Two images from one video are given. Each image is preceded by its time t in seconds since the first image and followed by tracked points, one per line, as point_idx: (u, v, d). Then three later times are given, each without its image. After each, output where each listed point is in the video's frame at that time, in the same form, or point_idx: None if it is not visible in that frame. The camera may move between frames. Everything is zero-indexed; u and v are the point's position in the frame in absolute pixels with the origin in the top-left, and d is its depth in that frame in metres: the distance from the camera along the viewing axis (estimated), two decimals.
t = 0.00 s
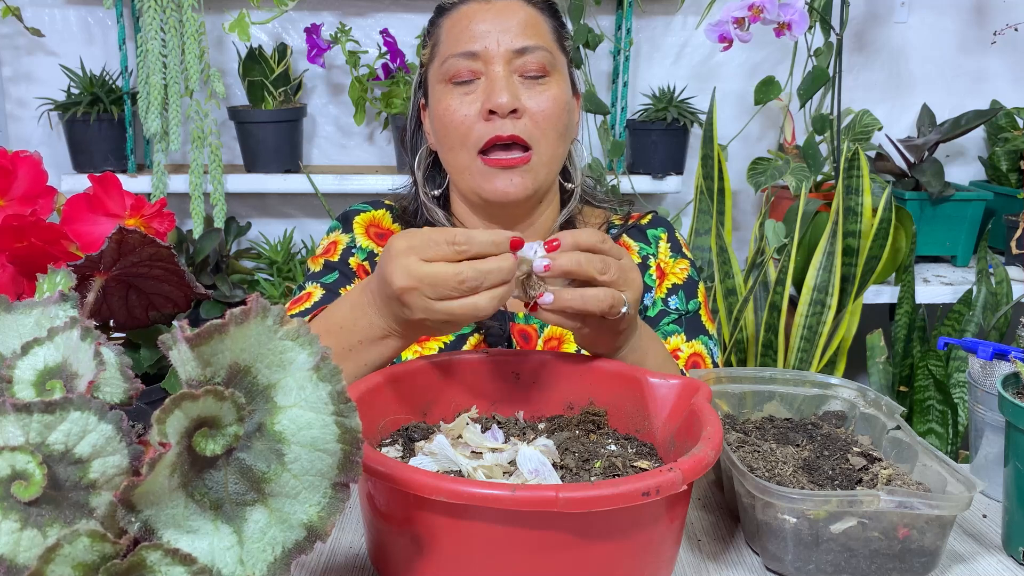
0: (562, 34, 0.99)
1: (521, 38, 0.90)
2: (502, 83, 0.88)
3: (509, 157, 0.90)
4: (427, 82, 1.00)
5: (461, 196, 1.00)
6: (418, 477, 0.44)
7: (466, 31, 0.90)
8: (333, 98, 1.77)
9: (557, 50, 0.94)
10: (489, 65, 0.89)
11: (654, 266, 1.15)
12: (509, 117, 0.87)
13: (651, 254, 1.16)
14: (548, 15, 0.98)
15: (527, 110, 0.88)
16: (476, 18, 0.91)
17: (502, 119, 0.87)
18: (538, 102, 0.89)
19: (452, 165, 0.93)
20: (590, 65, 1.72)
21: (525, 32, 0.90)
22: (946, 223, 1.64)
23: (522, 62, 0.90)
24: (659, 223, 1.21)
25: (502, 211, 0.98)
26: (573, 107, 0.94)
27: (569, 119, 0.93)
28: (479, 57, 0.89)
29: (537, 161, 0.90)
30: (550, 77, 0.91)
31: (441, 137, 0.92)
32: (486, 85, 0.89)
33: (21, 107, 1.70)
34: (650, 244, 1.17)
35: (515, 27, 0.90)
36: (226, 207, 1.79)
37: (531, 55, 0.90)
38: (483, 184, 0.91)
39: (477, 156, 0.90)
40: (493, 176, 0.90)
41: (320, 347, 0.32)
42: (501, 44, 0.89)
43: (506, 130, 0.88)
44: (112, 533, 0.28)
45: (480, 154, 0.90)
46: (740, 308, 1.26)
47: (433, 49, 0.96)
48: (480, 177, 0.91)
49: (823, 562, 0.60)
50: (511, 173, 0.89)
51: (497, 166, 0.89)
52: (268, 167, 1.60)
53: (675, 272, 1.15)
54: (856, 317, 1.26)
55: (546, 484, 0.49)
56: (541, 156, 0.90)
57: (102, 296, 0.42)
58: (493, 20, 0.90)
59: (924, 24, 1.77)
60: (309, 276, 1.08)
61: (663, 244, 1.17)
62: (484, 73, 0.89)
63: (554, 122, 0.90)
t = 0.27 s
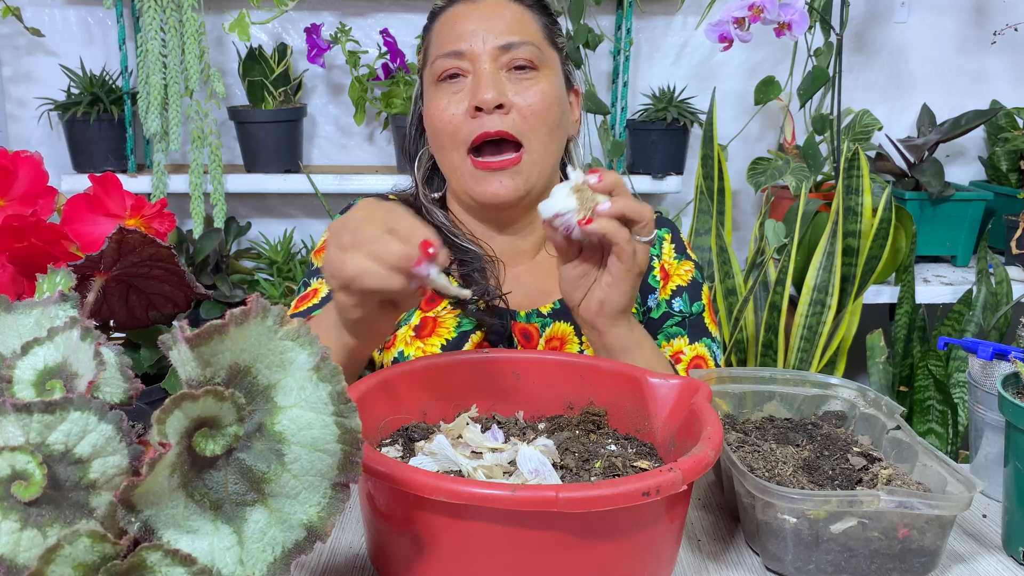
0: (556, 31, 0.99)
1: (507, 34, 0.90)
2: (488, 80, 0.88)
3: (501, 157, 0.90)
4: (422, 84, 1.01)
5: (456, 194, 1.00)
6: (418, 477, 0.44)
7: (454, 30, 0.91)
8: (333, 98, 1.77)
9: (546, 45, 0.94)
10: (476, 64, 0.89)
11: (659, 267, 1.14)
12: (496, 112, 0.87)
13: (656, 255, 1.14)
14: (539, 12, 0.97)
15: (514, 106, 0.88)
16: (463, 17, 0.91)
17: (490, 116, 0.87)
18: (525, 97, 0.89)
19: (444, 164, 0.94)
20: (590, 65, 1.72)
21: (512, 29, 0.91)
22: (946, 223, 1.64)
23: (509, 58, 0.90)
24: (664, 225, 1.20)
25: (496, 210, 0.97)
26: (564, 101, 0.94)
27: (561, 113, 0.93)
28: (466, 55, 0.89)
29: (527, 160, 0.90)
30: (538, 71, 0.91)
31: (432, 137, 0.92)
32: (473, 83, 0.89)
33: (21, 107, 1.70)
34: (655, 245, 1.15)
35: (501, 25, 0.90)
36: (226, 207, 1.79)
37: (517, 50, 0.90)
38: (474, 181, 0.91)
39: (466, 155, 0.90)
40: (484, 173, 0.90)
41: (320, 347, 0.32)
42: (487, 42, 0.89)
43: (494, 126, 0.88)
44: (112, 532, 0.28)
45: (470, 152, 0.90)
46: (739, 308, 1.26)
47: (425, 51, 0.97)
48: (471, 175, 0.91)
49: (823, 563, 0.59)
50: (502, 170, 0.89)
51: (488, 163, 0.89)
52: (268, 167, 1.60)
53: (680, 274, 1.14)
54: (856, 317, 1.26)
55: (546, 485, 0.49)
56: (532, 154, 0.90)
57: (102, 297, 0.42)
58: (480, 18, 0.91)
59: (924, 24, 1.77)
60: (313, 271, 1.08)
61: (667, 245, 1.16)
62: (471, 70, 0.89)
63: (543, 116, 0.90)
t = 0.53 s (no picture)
0: (556, 34, 0.99)
1: (510, 49, 0.89)
2: (494, 98, 0.88)
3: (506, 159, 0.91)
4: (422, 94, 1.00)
5: (460, 203, 1.01)
6: (418, 477, 0.44)
7: (456, 44, 0.90)
8: (333, 98, 1.77)
9: (548, 56, 0.94)
10: (481, 80, 0.89)
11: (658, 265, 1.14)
12: (504, 132, 0.87)
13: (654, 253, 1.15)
14: (540, 17, 0.97)
15: (521, 123, 0.88)
16: (465, 31, 0.90)
17: (497, 135, 0.87)
18: (531, 114, 0.89)
19: (450, 177, 0.94)
20: (590, 65, 1.72)
21: (515, 42, 0.90)
22: (946, 223, 1.64)
23: (513, 74, 0.89)
24: (662, 223, 1.20)
25: (502, 215, 0.99)
26: (567, 112, 0.94)
27: (564, 125, 0.93)
28: (470, 72, 0.89)
29: (534, 169, 0.91)
30: (542, 84, 0.91)
31: (438, 151, 0.92)
32: (479, 100, 0.89)
33: (22, 107, 1.70)
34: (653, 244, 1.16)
35: (504, 39, 0.89)
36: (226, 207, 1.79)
37: (522, 66, 0.89)
38: (481, 194, 0.91)
39: (473, 169, 0.90)
40: (490, 186, 0.90)
41: (320, 347, 0.32)
42: (491, 58, 0.88)
43: (501, 145, 0.88)
44: (112, 533, 0.28)
45: (476, 166, 0.90)
46: (740, 308, 1.26)
47: (425, 62, 0.96)
48: (478, 190, 0.91)
49: (823, 563, 0.59)
50: (509, 176, 0.90)
51: (494, 175, 0.90)
52: (268, 167, 1.60)
53: (678, 272, 1.14)
54: (856, 317, 1.26)
55: (546, 484, 0.49)
56: (538, 164, 0.91)
57: (103, 297, 0.42)
58: (482, 32, 0.90)
59: (924, 24, 1.77)
60: (314, 273, 1.08)
61: (666, 243, 1.17)
62: (477, 87, 0.89)
63: (548, 131, 0.90)
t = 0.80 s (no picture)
0: (557, 35, 0.99)
1: (515, 51, 0.89)
2: (499, 100, 0.87)
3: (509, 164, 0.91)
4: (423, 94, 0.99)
5: (462, 204, 1.01)
6: (417, 477, 0.44)
7: (459, 46, 0.90)
8: (333, 98, 1.77)
9: (551, 58, 0.94)
10: (485, 82, 0.89)
11: (655, 264, 1.15)
12: (508, 135, 0.87)
13: (651, 252, 1.16)
14: (542, 18, 0.97)
15: (526, 125, 0.88)
16: (468, 32, 0.90)
17: (501, 138, 0.87)
18: (535, 116, 0.89)
19: (453, 179, 0.94)
20: (590, 65, 1.72)
21: (518, 44, 0.90)
22: (946, 223, 1.64)
23: (518, 76, 0.89)
24: (660, 222, 1.21)
25: (506, 218, 0.99)
26: (570, 114, 0.95)
27: (566, 127, 0.94)
28: (474, 74, 0.89)
29: (537, 172, 0.91)
30: (546, 87, 0.91)
31: (441, 153, 0.92)
32: (483, 102, 0.89)
33: (22, 107, 1.70)
34: (650, 243, 1.17)
35: (507, 40, 0.89)
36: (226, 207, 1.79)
37: (527, 68, 0.89)
38: (485, 196, 0.92)
39: (477, 171, 0.91)
40: (494, 189, 0.91)
41: (320, 347, 0.32)
42: (495, 59, 0.88)
43: (506, 147, 0.88)
44: (112, 533, 0.28)
45: (480, 168, 0.90)
46: (740, 308, 1.26)
47: (427, 63, 0.96)
48: (482, 192, 0.92)
49: (823, 563, 0.59)
50: (512, 179, 0.90)
51: (498, 178, 0.90)
52: (268, 167, 1.60)
53: (676, 271, 1.15)
54: (856, 317, 1.26)
55: (546, 484, 0.49)
56: (541, 167, 0.91)
57: (102, 297, 0.42)
58: (486, 34, 0.90)
59: (924, 24, 1.77)
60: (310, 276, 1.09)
61: (664, 243, 1.18)
62: (481, 89, 0.89)
63: (552, 133, 0.90)
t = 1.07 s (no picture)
0: (555, 33, 1.00)
1: (517, 46, 0.89)
2: (501, 95, 0.87)
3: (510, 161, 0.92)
4: (423, 92, 0.99)
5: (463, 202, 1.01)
6: (417, 477, 0.44)
7: (461, 42, 0.90)
8: (333, 98, 1.76)
9: (551, 55, 0.94)
10: (487, 77, 0.89)
11: (654, 264, 1.15)
12: (511, 129, 0.87)
13: (650, 251, 1.16)
14: (541, 17, 0.98)
15: (528, 120, 0.88)
16: (470, 28, 0.90)
17: (504, 132, 0.87)
18: (537, 111, 0.89)
19: (454, 175, 0.94)
20: (590, 65, 1.72)
21: (520, 40, 0.90)
22: (946, 223, 1.64)
23: (519, 71, 0.89)
24: (659, 222, 1.21)
25: (507, 215, 0.99)
26: (570, 110, 0.95)
27: (567, 123, 0.94)
28: (477, 69, 0.89)
29: (538, 168, 0.91)
30: (546, 83, 0.91)
31: (442, 148, 0.92)
32: (485, 97, 0.89)
33: (22, 107, 1.70)
34: (648, 242, 1.17)
35: (509, 36, 0.89)
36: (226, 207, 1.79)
37: (528, 64, 0.89)
38: (486, 192, 0.92)
39: (478, 167, 0.90)
40: (497, 185, 0.91)
41: (320, 347, 0.32)
42: (497, 55, 0.88)
43: (509, 142, 0.88)
44: (112, 533, 0.28)
45: (482, 163, 0.90)
46: (740, 308, 1.26)
47: (427, 60, 0.96)
48: (485, 188, 0.91)
49: (823, 563, 0.59)
50: (514, 175, 0.90)
51: (500, 173, 0.90)
52: (268, 167, 1.60)
53: (675, 270, 1.15)
54: (856, 317, 1.26)
55: (546, 484, 0.49)
56: (543, 163, 0.91)
57: (102, 297, 0.42)
58: (488, 30, 0.90)
59: (924, 24, 1.77)
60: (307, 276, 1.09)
61: (662, 242, 1.18)
62: (483, 85, 0.89)
63: (553, 128, 0.91)
